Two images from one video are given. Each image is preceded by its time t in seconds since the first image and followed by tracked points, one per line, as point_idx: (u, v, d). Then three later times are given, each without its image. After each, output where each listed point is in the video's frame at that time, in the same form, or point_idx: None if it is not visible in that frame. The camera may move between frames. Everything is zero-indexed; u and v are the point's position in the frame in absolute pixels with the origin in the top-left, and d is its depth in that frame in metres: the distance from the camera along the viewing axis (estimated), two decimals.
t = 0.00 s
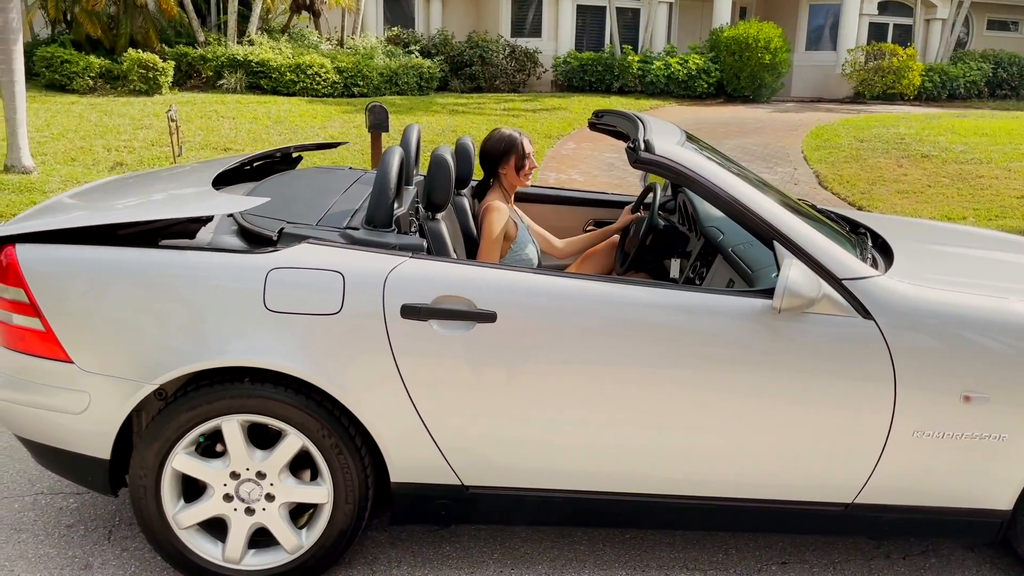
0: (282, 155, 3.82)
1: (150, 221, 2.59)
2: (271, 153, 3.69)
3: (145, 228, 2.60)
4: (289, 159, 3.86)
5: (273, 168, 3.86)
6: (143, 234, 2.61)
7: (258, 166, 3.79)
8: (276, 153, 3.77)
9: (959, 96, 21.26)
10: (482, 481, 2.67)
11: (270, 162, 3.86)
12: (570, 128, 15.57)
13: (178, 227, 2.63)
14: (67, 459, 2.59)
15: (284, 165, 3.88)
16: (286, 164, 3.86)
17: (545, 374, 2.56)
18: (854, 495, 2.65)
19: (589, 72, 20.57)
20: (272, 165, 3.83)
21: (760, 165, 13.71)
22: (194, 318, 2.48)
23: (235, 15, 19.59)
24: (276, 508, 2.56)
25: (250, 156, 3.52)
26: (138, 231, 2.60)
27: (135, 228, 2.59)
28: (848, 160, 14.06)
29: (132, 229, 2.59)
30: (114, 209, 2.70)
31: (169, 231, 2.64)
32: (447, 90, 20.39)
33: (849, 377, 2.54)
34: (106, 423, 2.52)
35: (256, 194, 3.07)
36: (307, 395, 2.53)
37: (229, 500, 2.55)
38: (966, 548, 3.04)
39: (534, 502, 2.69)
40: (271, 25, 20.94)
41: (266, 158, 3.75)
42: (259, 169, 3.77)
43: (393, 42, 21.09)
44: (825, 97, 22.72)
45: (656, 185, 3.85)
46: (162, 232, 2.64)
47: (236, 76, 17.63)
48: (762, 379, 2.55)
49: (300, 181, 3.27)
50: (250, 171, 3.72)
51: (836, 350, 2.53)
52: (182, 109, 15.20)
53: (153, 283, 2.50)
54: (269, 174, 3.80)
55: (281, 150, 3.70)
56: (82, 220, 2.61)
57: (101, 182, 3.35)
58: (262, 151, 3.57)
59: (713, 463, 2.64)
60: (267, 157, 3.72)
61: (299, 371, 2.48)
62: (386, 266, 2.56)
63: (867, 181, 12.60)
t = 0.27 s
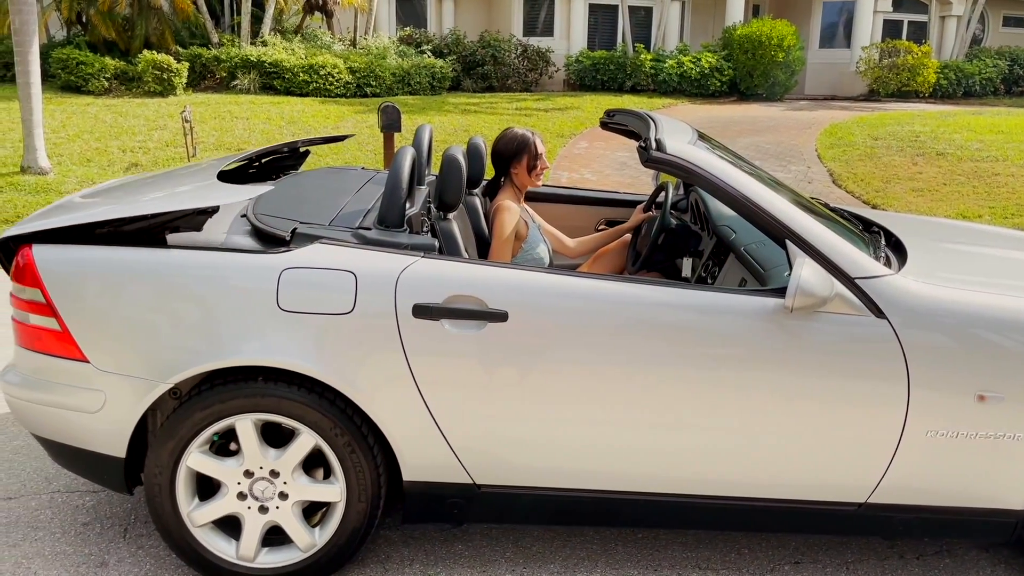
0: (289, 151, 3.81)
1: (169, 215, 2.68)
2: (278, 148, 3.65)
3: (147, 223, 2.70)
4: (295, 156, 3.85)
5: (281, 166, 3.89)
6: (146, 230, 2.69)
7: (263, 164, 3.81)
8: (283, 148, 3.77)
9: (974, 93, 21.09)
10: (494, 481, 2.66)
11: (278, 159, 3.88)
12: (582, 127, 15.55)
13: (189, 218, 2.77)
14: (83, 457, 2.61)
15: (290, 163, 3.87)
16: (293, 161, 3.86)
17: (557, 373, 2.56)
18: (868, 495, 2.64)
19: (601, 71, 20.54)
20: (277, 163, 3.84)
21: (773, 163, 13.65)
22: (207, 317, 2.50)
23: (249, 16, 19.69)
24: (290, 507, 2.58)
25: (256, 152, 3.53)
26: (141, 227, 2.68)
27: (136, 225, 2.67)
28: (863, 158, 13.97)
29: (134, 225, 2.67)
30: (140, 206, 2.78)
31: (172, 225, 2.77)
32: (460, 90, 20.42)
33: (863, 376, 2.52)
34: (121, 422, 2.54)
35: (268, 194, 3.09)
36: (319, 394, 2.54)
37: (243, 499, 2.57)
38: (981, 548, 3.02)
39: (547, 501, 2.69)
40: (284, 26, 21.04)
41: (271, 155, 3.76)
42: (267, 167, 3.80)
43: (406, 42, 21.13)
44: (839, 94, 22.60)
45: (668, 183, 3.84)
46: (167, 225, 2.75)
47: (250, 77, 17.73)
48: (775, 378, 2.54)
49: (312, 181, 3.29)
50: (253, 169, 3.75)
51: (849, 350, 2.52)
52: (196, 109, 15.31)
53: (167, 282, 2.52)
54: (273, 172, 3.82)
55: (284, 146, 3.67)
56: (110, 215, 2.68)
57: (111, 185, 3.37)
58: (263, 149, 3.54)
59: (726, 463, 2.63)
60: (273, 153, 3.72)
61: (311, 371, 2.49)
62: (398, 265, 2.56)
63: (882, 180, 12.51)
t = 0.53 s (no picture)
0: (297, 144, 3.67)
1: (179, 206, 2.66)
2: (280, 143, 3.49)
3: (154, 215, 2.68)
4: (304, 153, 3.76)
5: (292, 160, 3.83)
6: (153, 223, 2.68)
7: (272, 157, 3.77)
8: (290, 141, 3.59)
9: (990, 89, 20.92)
10: (508, 478, 2.66)
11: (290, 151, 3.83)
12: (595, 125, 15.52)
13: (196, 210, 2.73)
14: (100, 454, 2.64)
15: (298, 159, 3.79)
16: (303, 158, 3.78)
17: (570, 370, 2.56)
18: (884, 492, 2.62)
19: (613, 69, 20.49)
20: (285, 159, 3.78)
21: (787, 160, 13.59)
22: (223, 316, 2.51)
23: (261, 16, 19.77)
24: (304, 504, 2.59)
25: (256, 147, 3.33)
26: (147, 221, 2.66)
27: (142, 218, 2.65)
28: (877, 155, 13.88)
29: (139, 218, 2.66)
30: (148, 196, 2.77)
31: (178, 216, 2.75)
32: (471, 88, 20.42)
33: (878, 374, 2.51)
34: (137, 419, 2.56)
35: (283, 193, 3.10)
36: (334, 392, 2.55)
37: (259, 496, 2.59)
38: (998, 547, 3.00)
39: (560, 499, 2.69)
40: (297, 26, 21.12)
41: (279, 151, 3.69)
42: (274, 161, 3.76)
43: (417, 41, 21.15)
44: (853, 91, 22.45)
45: (682, 181, 3.83)
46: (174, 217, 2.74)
47: (262, 77, 17.80)
48: (789, 376, 2.54)
49: (326, 180, 3.29)
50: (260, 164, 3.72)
51: (862, 348, 2.51)
52: (209, 110, 15.38)
53: (182, 281, 2.54)
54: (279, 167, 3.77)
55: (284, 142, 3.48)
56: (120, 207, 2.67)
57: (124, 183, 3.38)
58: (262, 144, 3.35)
59: (740, 461, 2.63)
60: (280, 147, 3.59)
61: (326, 368, 2.50)
62: (411, 264, 2.56)
63: (896, 176, 12.42)
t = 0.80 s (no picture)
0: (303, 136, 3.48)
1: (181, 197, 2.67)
2: (286, 137, 3.32)
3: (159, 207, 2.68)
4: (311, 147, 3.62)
5: (298, 153, 3.68)
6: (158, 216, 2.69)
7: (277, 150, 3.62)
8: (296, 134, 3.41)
9: (1006, 82, 20.73)
10: (519, 475, 2.66)
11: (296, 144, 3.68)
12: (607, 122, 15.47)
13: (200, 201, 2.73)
14: (115, 451, 2.66)
15: (304, 153, 3.64)
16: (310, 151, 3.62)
17: (581, 367, 2.55)
18: (898, 488, 2.60)
19: (625, 65, 20.42)
20: (291, 153, 3.63)
21: (800, 156, 13.51)
22: (235, 314, 2.53)
23: (273, 14, 19.82)
24: (317, 501, 2.60)
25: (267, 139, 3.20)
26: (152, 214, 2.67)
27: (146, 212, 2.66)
28: (892, 150, 13.78)
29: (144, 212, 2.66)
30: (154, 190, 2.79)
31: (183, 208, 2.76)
32: (483, 85, 20.40)
33: (892, 370, 2.50)
34: (151, 417, 2.58)
35: (296, 190, 3.11)
36: (345, 389, 2.56)
37: (272, 492, 2.60)
38: (1013, 544, 2.98)
39: (572, 496, 2.69)
40: (308, 24, 21.17)
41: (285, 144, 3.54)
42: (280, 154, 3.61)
43: (429, 39, 21.16)
44: (867, 85, 22.29)
45: (694, 176, 3.81)
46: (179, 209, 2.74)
47: (275, 75, 17.86)
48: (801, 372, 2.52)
49: (338, 178, 3.29)
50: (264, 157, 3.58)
51: (875, 343, 2.50)
52: (221, 108, 15.44)
53: (195, 279, 2.55)
54: (284, 161, 3.62)
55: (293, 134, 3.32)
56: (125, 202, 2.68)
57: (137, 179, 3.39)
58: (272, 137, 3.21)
59: (752, 457, 2.61)
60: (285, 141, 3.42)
61: (337, 366, 2.51)
62: (422, 261, 2.57)
63: (911, 171, 12.33)
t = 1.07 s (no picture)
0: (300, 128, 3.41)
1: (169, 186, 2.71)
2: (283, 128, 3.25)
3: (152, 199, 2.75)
4: (308, 139, 3.56)
5: (296, 145, 3.62)
6: (151, 207, 2.75)
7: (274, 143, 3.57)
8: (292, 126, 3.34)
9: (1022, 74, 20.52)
10: (518, 469, 2.67)
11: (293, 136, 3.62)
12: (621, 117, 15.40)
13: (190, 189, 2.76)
14: (119, 445, 2.69)
15: (301, 145, 3.58)
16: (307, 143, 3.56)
17: (577, 360, 2.56)
18: (897, 480, 2.60)
19: (637, 60, 20.38)
20: (288, 146, 3.58)
21: (812, 149, 13.43)
22: (236, 309, 2.55)
23: (285, 11, 19.90)
24: (318, 493, 2.63)
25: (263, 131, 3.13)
26: (145, 205, 2.74)
27: (140, 203, 2.73)
28: (905, 142, 13.69)
29: (137, 203, 2.72)
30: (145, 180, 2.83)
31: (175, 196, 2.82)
32: (495, 81, 20.41)
33: (889, 363, 2.50)
34: (154, 410, 2.61)
35: (298, 186, 3.14)
36: (345, 382, 2.58)
37: (273, 485, 2.63)
38: (1015, 537, 2.96)
39: (571, 489, 2.69)
40: (321, 21, 21.25)
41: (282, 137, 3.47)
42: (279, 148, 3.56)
43: (440, 35, 21.19)
44: (882, 78, 22.13)
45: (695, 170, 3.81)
46: (171, 198, 2.81)
47: (287, 73, 17.95)
48: (796, 365, 2.53)
49: (340, 174, 3.31)
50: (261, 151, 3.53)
51: (873, 336, 2.49)
52: (234, 106, 15.53)
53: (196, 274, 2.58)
54: (281, 155, 3.58)
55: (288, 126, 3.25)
56: (116, 195, 2.73)
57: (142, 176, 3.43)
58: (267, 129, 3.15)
59: (750, 449, 2.62)
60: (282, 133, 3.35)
61: (337, 360, 2.52)
62: (420, 256, 2.58)
63: (924, 164, 12.24)
